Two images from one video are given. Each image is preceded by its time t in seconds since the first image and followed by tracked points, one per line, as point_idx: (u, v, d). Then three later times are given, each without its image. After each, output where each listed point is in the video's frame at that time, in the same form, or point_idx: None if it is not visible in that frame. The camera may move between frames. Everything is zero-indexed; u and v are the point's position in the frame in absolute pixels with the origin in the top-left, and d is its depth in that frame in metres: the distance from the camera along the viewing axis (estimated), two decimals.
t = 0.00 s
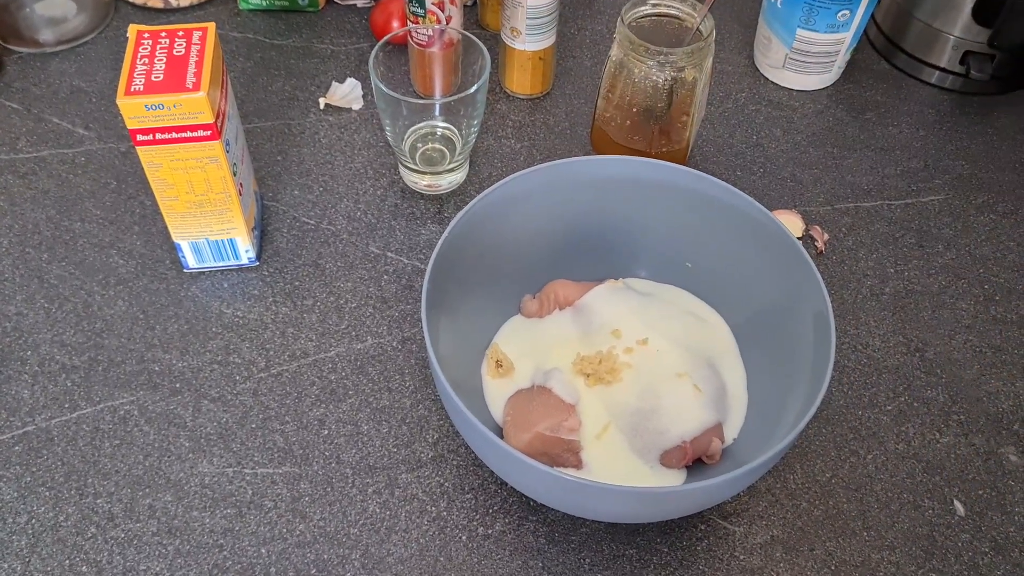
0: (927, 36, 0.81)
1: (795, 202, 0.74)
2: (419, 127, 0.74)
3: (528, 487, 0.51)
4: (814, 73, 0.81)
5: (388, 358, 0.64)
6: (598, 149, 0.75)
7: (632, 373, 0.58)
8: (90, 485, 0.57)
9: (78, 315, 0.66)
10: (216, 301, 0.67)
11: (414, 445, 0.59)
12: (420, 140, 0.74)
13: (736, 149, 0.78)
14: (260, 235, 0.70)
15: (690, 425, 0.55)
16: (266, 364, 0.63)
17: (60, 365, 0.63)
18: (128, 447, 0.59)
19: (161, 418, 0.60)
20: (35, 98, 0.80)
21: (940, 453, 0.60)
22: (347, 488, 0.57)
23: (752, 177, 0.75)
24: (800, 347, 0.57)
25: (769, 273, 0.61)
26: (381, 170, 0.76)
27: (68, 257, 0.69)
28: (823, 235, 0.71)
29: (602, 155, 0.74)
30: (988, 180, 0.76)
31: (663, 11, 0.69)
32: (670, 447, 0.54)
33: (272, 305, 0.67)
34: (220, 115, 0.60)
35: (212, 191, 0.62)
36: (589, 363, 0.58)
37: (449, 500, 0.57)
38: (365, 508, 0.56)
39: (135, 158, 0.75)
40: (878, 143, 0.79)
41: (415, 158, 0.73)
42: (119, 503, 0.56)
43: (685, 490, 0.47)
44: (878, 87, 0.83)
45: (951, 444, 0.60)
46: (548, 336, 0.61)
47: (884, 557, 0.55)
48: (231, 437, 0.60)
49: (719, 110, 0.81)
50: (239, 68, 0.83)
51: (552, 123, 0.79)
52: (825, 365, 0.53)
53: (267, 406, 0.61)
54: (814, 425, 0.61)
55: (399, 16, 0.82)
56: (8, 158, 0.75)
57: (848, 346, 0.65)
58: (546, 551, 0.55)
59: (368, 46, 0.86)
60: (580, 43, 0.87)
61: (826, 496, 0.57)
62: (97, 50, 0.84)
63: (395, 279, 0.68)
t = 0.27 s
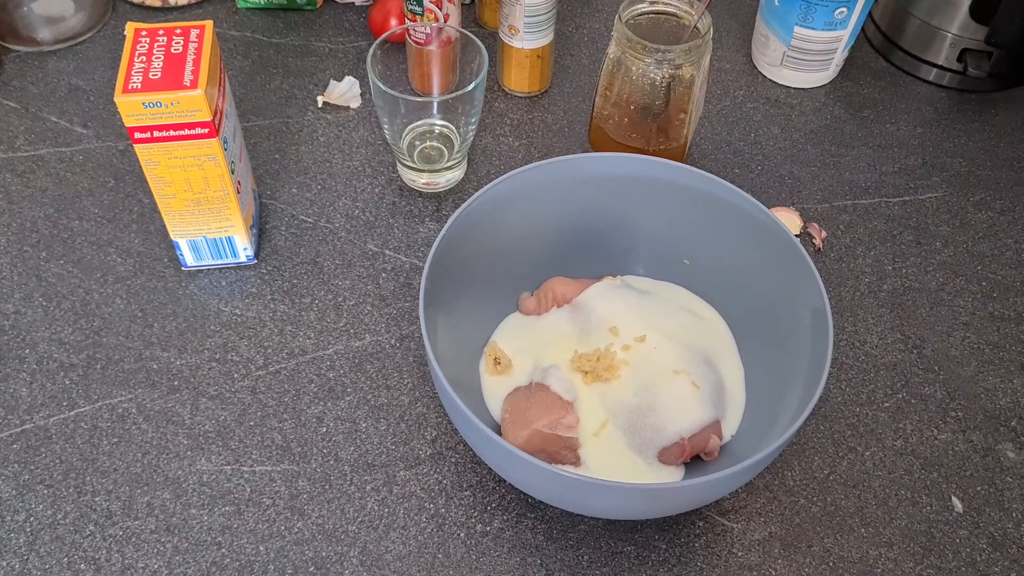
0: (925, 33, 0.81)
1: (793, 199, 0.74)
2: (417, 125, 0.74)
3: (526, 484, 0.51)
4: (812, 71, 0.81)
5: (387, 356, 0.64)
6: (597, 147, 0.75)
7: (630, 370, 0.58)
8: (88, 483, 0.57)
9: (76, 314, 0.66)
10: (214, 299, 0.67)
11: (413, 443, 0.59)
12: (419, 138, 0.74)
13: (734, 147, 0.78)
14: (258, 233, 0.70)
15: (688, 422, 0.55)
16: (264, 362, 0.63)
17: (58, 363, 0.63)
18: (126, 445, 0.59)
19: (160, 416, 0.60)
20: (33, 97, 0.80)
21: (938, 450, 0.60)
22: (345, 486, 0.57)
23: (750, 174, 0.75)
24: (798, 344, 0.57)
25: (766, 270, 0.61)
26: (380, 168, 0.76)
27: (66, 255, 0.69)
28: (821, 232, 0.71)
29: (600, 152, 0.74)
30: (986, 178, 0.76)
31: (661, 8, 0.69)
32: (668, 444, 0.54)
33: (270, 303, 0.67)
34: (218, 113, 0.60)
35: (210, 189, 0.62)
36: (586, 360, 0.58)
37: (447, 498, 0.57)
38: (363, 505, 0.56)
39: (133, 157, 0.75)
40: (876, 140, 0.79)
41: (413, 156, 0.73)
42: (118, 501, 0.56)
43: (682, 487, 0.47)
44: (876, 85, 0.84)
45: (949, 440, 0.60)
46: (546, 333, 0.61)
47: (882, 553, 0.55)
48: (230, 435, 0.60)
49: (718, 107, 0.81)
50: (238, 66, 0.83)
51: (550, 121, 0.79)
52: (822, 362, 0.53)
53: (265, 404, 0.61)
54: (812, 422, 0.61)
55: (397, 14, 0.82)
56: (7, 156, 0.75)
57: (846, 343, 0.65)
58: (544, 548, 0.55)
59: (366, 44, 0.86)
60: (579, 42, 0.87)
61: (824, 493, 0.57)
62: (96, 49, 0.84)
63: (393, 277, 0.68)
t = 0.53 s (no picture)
0: (925, 31, 0.81)
1: (793, 198, 0.74)
2: (417, 124, 0.73)
3: (527, 482, 0.51)
4: (812, 70, 0.81)
5: (387, 355, 0.64)
6: (597, 145, 0.75)
7: (631, 368, 0.58)
8: (89, 482, 0.57)
9: (77, 313, 0.66)
10: (214, 298, 0.67)
11: (413, 441, 0.59)
12: (419, 137, 0.73)
13: (734, 145, 0.78)
14: (258, 232, 0.70)
15: (688, 420, 0.55)
16: (264, 361, 0.63)
17: (58, 362, 0.63)
18: (127, 444, 0.59)
19: (160, 415, 0.60)
20: (33, 96, 0.80)
21: (938, 448, 0.60)
22: (345, 484, 0.57)
23: (750, 173, 0.75)
24: (798, 343, 0.57)
25: (767, 267, 0.61)
26: (380, 167, 0.76)
27: (67, 254, 0.69)
28: (821, 230, 0.71)
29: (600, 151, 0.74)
30: (985, 176, 0.76)
31: (661, 6, 0.69)
32: (668, 442, 0.54)
33: (271, 302, 0.67)
34: (218, 112, 0.60)
35: (210, 188, 0.62)
36: (587, 358, 0.58)
37: (448, 496, 0.57)
38: (364, 504, 0.56)
39: (133, 156, 0.75)
40: (876, 138, 0.79)
41: (413, 154, 0.73)
42: (118, 500, 0.56)
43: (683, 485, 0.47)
44: (876, 83, 0.84)
45: (949, 438, 0.60)
46: (546, 331, 0.61)
47: (882, 551, 0.55)
48: (230, 434, 0.60)
49: (718, 106, 0.81)
50: (237, 65, 0.83)
51: (550, 119, 0.79)
52: (823, 361, 0.53)
53: (266, 403, 0.61)
54: (812, 420, 0.61)
55: (397, 13, 0.82)
56: (6, 155, 0.75)
57: (846, 341, 0.65)
58: (545, 546, 0.55)
59: (366, 43, 0.86)
60: (579, 40, 0.87)
61: (824, 491, 0.57)
62: (95, 48, 0.84)
63: (393, 276, 0.68)
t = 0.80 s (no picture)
0: (924, 30, 0.81)
1: (792, 196, 0.74)
2: (415, 123, 0.74)
3: (527, 481, 0.51)
4: (811, 69, 0.81)
5: (386, 354, 0.64)
6: (595, 144, 0.75)
7: (630, 367, 0.58)
8: (88, 482, 0.57)
9: (76, 312, 0.66)
10: (214, 298, 0.67)
11: (412, 440, 0.59)
12: (417, 136, 0.74)
13: (733, 144, 0.78)
14: (257, 231, 0.70)
15: (687, 419, 0.55)
16: (264, 360, 0.63)
17: (57, 361, 0.63)
18: (126, 444, 0.59)
19: (159, 415, 0.60)
20: (31, 95, 0.80)
21: (938, 446, 0.60)
22: (345, 483, 0.57)
23: (749, 172, 0.76)
24: (798, 342, 0.57)
25: (766, 266, 0.61)
26: (379, 166, 0.76)
27: (65, 253, 0.69)
28: (820, 229, 0.72)
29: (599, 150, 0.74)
30: (984, 175, 0.76)
31: (660, 5, 0.69)
32: (668, 441, 0.54)
33: (270, 302, 0.67)
34: (217, 111, 0.60)
35: (209, 187, 0.62)
36: (586, 357, 0.58)
37: (447, 495, 0.57)
38: (363, 503, 0.56)
39: (131, 155, 0.75)
40: (875, 137, 0.79)
41: (412, 153, 0.73)
42: (117, 499, 0.56)
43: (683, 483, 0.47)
44: (874, 81, 0.84)
45: (948, 437, 0.60)
46: (546, 330, 0.61)
47: (882, 549, 0.55)
48: (229, 433, 0.60)
49: (716, 105, 0.81)
50: (236, 64, 0.83)
51: (548, 118, 0.79)
52: (822, 359, 0.53)
53: (265, 402, 0.61)
54: (811, 419, 0.61)
55: (395, 12, 0.82)
56: (5, 155, 0.75)
57: (845, 340, 0.65)
58: (544, 545, 0.55)
59: (365, 42, 0.86)
60: (577, 39, 0.87)
61: (824, 490, 0.58)
62: (94, 47, 0.84)
63: (392, 275, 0.68)
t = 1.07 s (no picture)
0: (925, 27, 0.81)
1: (793, 194, 0.74)
2: (415, 121, 0.73)
3: (527, 479, 0.50)
4: (811, 66, 0.81)
5: (387, 352, 0.64)
6: (596, 142, 0.75)
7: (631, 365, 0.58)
8: (88, 480, 0.57)
9: (76, 310, 0.65)
10: (214, 295, 0.67)
11: (413, 438, 0.59)
12: (417, 134, 0.73)
13: (733, 142, 0.78)
14: (257, 229, 0.70)
15: (688, 417, 0.55)
16: (264, 358, 0.63)
17: (57, 360, 0.63)
18: (126, 442, 0.59)
19: (159, 413, 0.60)
20: (30, 93, 0.79)
21: (939, 444, 0.60)
22: (345, 481, 0.57)
23: (750, 169, 0.75)
24: (799, 340, 0.56)
25: (767, 264, 0.61)
26: (379, 164, 0.76)
27: (65, 251, 0.69)
28: (822, 227, 0.71)
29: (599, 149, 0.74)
30: (985, 172, 0.76)
31: (661, 3, 0.69)
32: (669, 439, 0.54)
33: (270, 299, 0.67)
34: (217, 108, 0.60)
35: (208, 185, 0.62)
36: (586, 355, 0.58)
37: (448, 493, 0.57)
38: (364, 501, 0.56)
39: (131, 153, 0.75)
40: (876, 135, 0.79)
41: (412, 151, 0.73)
42: (117, 498, 0.56)
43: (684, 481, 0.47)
44: (875, 79, 0.83)
45: (949, 435, 0.60)
46: (546, 329, 0.61)
47: (883, 547, 0.55)
48: (229, 431, 0.59)
49: (717, 102, 0.81)
50: (236, 62, 0.83)
51: (549, 116, 0.79)
52: (823, 358, 0.53)
53: (265, 400, 0.61)
54: (813, 417, 0.61)
55: (395, 10, 0.82)
56: (4, 152, 0.75)
57: (846, 338, 0.65)
58: (545, 543, 0.55)
59: (364, 39, 0.86)
60: (578, 36, 0.86)
61: (825, 488, 0.57)
62: (93, 45, 0.84)
63: (392, 273, 0.68)
